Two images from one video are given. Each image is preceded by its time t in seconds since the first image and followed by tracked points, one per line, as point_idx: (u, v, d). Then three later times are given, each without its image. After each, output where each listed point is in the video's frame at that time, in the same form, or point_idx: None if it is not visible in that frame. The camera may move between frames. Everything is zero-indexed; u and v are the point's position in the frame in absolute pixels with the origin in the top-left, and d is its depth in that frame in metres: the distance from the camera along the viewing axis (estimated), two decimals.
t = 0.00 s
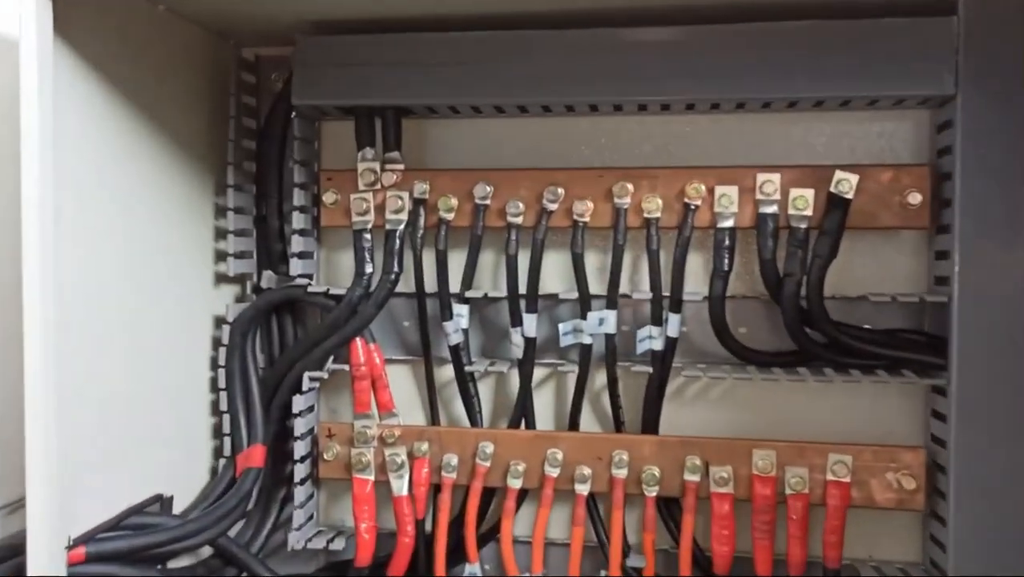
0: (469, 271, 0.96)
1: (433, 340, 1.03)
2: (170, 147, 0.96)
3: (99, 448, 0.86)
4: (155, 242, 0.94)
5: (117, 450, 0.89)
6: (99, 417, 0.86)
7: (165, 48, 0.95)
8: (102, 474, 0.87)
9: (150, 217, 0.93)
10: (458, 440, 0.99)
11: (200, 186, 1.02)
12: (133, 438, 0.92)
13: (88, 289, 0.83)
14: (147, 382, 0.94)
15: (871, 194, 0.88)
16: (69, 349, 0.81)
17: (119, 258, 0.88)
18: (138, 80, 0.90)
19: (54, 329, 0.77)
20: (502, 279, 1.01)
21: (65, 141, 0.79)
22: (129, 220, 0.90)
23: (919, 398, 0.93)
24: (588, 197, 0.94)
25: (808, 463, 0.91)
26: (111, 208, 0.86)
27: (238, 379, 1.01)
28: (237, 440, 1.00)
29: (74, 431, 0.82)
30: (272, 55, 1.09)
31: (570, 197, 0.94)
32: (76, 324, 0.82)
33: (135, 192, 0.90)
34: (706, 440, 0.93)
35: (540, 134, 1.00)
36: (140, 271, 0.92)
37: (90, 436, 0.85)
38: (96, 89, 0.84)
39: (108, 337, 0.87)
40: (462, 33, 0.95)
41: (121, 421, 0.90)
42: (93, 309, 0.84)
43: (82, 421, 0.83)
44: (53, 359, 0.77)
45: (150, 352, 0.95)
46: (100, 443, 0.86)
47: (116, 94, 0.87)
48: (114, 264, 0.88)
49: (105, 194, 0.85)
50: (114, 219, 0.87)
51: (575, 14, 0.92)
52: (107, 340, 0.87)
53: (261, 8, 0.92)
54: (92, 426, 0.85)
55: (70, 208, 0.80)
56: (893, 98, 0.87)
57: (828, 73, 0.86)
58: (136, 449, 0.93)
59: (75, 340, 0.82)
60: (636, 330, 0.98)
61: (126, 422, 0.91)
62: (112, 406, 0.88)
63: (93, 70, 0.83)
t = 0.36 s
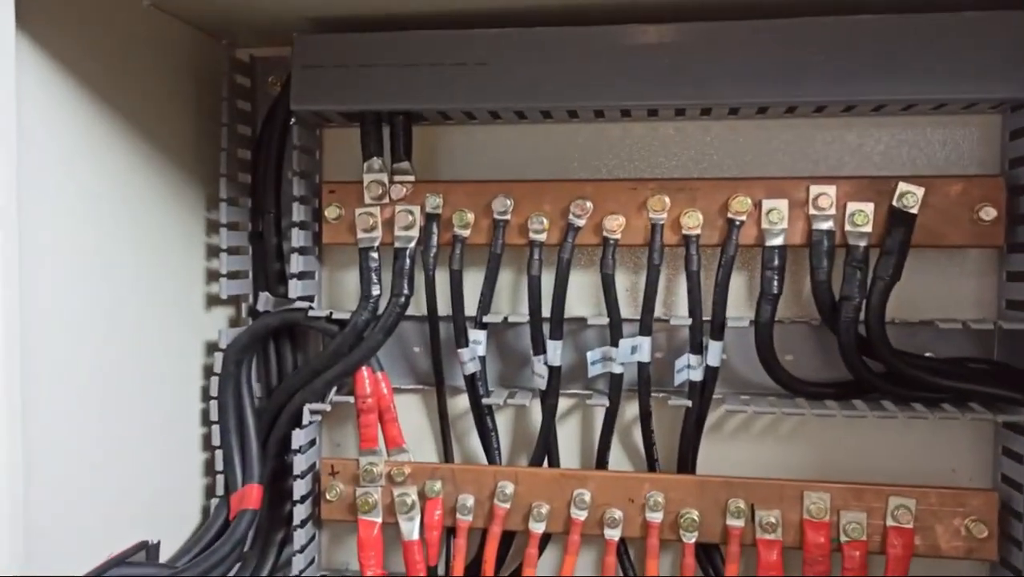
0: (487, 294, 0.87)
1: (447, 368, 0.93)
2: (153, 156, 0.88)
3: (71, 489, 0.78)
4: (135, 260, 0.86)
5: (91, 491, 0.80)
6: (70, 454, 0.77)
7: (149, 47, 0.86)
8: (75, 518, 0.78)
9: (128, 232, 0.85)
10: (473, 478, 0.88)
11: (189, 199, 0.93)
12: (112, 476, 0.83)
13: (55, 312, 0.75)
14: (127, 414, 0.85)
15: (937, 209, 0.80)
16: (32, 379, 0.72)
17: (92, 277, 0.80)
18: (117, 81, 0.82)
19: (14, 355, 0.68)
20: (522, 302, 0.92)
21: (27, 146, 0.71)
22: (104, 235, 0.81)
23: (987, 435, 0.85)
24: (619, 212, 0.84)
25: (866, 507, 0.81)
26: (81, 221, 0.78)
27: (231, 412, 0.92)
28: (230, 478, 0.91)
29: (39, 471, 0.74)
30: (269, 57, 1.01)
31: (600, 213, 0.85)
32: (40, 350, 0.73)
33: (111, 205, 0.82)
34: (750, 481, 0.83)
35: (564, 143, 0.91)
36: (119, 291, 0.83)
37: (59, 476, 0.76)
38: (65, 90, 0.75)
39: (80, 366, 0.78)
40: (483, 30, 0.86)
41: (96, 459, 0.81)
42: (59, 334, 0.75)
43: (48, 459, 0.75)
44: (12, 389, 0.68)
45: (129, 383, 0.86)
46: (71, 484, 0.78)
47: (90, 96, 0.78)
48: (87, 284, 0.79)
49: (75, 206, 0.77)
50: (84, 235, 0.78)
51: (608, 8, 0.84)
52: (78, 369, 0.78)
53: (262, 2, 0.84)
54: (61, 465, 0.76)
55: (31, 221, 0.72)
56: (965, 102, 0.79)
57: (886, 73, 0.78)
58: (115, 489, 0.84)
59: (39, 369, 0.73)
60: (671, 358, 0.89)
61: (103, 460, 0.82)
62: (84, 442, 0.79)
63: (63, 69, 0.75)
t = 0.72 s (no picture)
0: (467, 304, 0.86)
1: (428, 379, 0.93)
2: (131, 166, 0.87)
3: (44, 505, 0.77)
4: (112, 272, 0.85)
5: (65, 507, 0.79)
6: (43, 471, 0.76)
7: (125, 55, 0.85)
8: (47, 535, 0.77)
9: (104, 244, 0.83)
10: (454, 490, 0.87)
11: (166, 208, 0.92)
12: (88, 491, 0.82)
13: (28, 327, 0.74)
14: (103, 428, 0.84)
15: (923, 217, 0.78)
16: (3, 395, 0.71)
17: (67, 291, 0.79)
18: (93, 90, 0.81)
19: None
20: (504, 312, 0.91)
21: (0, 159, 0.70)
22: (80, 247, 0.80)
23: (973, 446, 0.84)
24: (601, 221, 0.83)
25: (849, 519, 0.80)
26: (56, 235, 0.77)
27: (210, 423, 0.91)
28: (209, 490, 0.90)
29: (8, 489, 0.73)
30: (249, 64, 1.00)
31: (581, 222, 0.84)
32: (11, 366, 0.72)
33: (86, 216, 0.81)
34: (733, 492, 0.82)
35: (545, 151, 0.90)
36: (93, 300, 0.82)
37: (31, 492, 0.75)
38: (40, 103, 0.75)
39: (54, 377, 0.77)
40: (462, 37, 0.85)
41: (71, 473, 0.80)
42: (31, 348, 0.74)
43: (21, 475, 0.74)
44: None
45: (104, 395, 0.84)
46: (45, 500, 0.77)
47: (65, 108, 0.77)
48: (62, 297, 0.78)
49: (50, 220, 0.76)
50: (61, 248, 0.78)
51: (588, 15, 0.82)
52: (52, 384, 0.77)
53: (238, 9, 0.83)
54: (33, 482, 0.75)
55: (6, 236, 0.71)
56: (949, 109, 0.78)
57: (869, 81, 0.77)
58: (91, 504, 0.83)
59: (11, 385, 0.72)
60: (654, 368, 0.88)
61: (78, 476, 0.81)
62: (58, 458, 0.78)
63: (37, 80, 0.74)
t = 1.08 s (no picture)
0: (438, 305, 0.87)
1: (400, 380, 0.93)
2: (103, 169, 0.87)
3: (14, 508, 0.77)
4: (84, 274, 0.85)
5: (36, 510, 0.79)
6: (13, 474, 0.76)
7: (97, 57, 0.85)
8: (16, 538, 0.77)
9: (76, 247, 0.84)
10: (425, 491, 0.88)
11: (140, 209, 0.92)
12: (61, 491, 0.83)
13: None
14: (75, 431, 0.84)
15: (886, 220, 0.79)
16: None
17: (38, 294, 0.79)
18: (64, 93, 0.81)
19: None
20: (476, 314, 0.92)
21: None
22: (51, 251, 0.80)
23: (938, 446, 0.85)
24: (570, 223, 0.84)
25: (815, 519, 0.81)
26: (26, 239, 0.77)
27: (183, 423, 0.91)
28: (182, 491, 0.90)
29: None
30: (224, 66, 1.00)
31: (551, 224, 0.85)
32: None
33: (59, 217, 0.81)
34: (702, 492, 0.83)
35: (516, 154, 0.91)
36: (66, 302, 0.83)
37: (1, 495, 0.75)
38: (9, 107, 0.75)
39: (25, 378, 0.78)
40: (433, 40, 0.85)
41: (43, 476, 0.80)
42: None
43: None
44: None
45: (78, 395, 0.85)
46: (15, 504, 0.77)
47: (36, 112, 0.78)
48: (33, 301, 0.78)
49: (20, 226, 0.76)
50: (31, 252, 0.78)
51: (558, 18, 0.83)
52: (22, 388, 0.77)
53: (210, 12, 0.83)
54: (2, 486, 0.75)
55: None
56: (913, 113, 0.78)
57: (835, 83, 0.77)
58: (62, 507, 0.83)
59: None
60: (624, 370, 0.88)
61: (49, 478, 0.81)
62: (29, 461, 0.78)
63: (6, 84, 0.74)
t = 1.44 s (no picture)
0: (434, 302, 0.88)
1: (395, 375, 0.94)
2: (101, 166, 0.88)
3: (13, 501, 0.78)
4: (82, 270, 0.86)
5: (35, 504, 0.80)
6: (11, 468, 0.77)
7: (97, 56, 0.86)
8: (14, 532, 0.78)
9: (74, 244, 0.84)
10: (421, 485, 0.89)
11: (137, 205, 0.93)
12: (61, 483, 0.84)
13: None
14: (73, 426, 0.85)
15: (876, 218, 0.80)
16: None
17: (37, 290, 0.80)
18: (62, 91, 0.82)
19: None
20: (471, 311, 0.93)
21: None
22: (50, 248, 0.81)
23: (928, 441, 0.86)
24: (563, 220, 0.85)
25: (807, 513, 0.81)
26: (26, 236, 0.78)
27: (181, 419, 0.92)
28: (179, 486, 0.91)
29: None
30: (221, 64, 1.01)
31: (545, 221, 0.86)
32: None
33: (60, 213, 0.82)
34: (694, 487, 0.84)
35: (511, 152, 0.92)
36: (67, 298, 0.84)
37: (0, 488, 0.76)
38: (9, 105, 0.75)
39: (27, 372, 0.79)
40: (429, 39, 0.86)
41: (41, 470, 0.81)
42: None
43: None
44: None
45: (78, 389, 0.86)
46: (13, 497, 0.77)
47: (37, 112, 0.79)
48: (31, 297, 0.79)
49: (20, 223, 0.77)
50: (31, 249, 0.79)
51: (553, 17, 0.84)
52: (20, 383, 0.78)
53: (208, 11, 0.84)
54: (2, 479, 0.76)
55: None
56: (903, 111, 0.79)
57: (825, 82, 0.78)
58: (60, 500, 0.84)
59: None
60: (617, 366, 0.89)
61: (47, 472, 0.82)
62: (27, 455, 0.79)
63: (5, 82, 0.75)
